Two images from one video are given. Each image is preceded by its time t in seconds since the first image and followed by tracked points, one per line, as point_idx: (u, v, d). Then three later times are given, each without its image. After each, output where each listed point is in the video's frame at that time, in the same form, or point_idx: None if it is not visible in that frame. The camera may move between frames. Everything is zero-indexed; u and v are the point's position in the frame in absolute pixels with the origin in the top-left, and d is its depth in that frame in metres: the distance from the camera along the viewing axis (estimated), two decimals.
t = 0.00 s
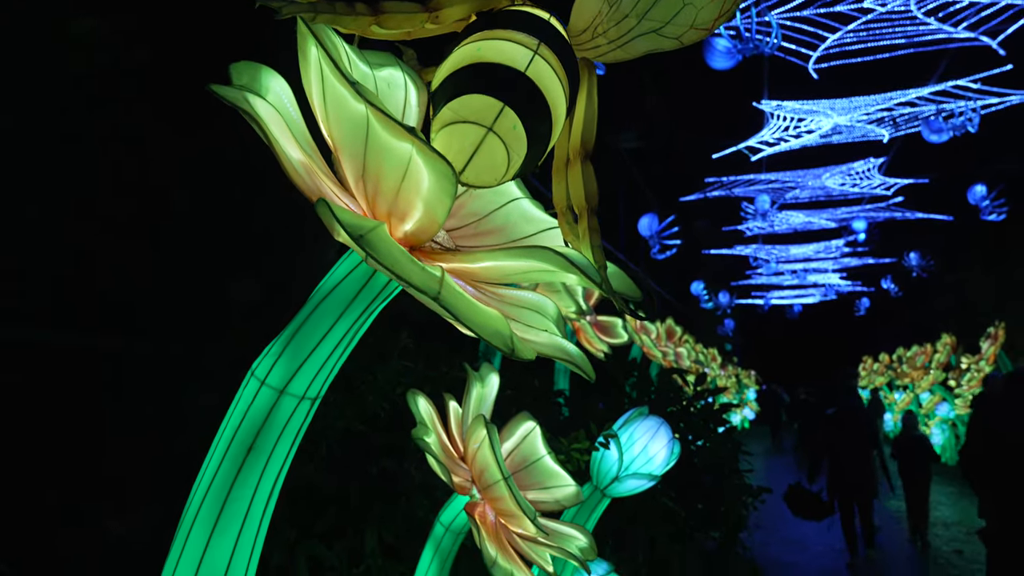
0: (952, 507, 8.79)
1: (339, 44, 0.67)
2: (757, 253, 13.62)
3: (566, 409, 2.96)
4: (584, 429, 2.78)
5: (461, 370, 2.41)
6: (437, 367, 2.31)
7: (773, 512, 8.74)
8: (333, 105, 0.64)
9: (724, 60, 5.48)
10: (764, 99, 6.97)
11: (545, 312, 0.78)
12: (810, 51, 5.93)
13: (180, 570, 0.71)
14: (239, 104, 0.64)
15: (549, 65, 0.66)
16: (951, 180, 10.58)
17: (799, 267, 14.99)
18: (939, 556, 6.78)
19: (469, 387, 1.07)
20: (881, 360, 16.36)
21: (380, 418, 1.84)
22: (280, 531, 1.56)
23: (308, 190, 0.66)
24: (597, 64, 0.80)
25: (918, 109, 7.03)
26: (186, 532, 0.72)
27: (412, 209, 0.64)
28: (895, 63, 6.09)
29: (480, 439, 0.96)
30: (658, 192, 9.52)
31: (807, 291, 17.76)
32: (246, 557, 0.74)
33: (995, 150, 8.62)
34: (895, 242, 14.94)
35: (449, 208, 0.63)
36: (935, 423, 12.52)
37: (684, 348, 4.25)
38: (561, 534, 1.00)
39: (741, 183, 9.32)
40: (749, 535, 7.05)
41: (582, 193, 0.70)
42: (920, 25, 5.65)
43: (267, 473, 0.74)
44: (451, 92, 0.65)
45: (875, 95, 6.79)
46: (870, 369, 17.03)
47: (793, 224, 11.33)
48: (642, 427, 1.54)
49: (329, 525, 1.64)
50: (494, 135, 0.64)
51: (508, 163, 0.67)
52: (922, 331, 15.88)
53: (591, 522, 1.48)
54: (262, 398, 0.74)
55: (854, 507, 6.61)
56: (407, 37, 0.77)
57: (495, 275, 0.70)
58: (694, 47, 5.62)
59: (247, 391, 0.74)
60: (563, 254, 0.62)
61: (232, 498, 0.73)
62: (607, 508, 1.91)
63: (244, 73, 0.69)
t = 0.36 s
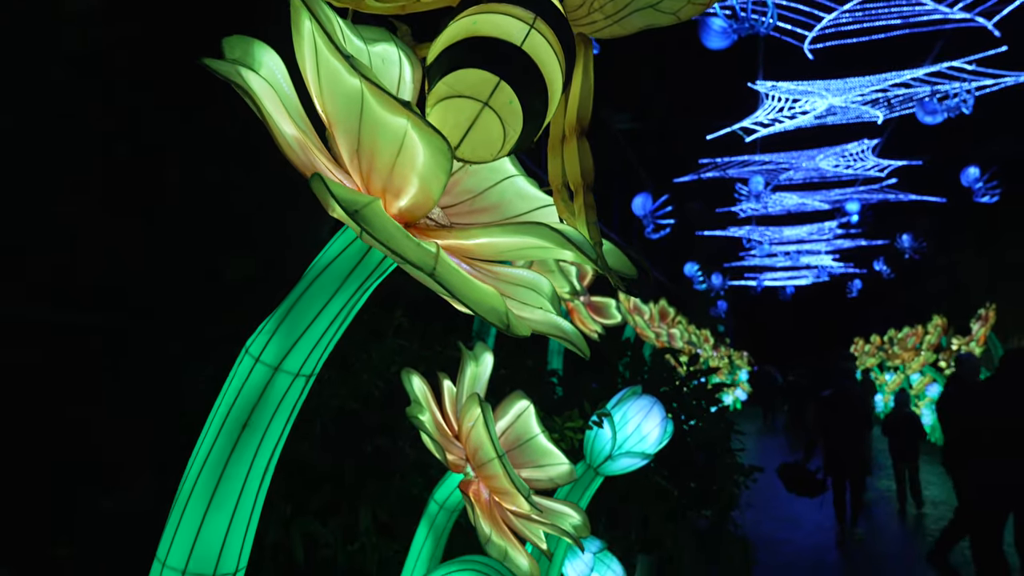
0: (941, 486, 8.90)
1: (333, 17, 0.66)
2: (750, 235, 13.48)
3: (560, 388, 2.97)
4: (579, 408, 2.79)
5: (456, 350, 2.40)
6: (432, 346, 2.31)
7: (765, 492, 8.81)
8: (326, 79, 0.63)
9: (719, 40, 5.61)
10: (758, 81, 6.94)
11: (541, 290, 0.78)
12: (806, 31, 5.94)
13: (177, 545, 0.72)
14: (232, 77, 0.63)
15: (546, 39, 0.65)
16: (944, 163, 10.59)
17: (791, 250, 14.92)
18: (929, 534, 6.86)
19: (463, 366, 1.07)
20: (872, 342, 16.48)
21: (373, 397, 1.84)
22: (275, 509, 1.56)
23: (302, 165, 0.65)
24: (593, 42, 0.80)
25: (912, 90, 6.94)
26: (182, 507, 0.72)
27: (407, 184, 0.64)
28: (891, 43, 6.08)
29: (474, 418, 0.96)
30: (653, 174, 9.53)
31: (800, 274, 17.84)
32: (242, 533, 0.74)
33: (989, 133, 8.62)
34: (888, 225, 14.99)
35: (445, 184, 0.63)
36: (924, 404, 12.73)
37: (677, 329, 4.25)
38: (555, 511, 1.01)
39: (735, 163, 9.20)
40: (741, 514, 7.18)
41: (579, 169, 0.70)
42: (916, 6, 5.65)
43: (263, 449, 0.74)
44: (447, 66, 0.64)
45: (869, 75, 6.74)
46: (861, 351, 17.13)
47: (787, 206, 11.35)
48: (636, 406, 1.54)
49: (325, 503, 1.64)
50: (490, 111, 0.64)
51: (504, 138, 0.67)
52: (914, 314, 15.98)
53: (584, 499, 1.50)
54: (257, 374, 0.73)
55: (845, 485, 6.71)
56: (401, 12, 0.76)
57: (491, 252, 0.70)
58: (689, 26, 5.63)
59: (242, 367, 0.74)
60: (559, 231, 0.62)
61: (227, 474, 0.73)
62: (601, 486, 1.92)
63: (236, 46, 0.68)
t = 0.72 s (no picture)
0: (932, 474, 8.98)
1: None
2: (746, 224, 13.18)
3: (553, 375, 2.97)
4: (573, 394, 2.79)
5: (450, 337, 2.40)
6: (426, 332, 2.30)
7: (759, 479, 8.86)
8: (321, 62, 0.63)
9: (716, 27, 5.64)
10: (754, 68, 6.89)
11: (536, 274, 0.77)
12: (803, 19, 5.89)
13: (171, 529, 0.72)
14: (226, 60, 0.62)
15: (541, 22, 0.63)
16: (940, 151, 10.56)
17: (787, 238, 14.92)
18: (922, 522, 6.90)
19: (457, 352, 1.07)
20: (866, 330, 16.55)
21: (366, 381, 1.84)
22: (269, 494, 1.55)
23: (297, 149, 0.65)
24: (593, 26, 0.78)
25: (909, 79, 6.64)
26: (177, 491, 0.72)
27: (403, 167, 0.63)
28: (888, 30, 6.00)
29: (469, 403, 0.96)
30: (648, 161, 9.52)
31: (795, 263, 17.87)
32: (236, 517, 0.74)
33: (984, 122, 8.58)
34: (882, 213, 15.02)
35: (441, 167, 0.62)
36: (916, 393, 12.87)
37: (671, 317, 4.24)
38: (549, 497, 1.01)
39: (731, 151, 8.99)
40: (733, 501, 7.33)
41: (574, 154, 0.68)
42: None
43: (257, 434, 0.74)
44: (443, 50, 0.64)
45: (865, 66, 6.48)
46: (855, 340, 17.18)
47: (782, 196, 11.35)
48: (629, 393, 1.54)
49: (319, 488, 1.64)
50: (487, 93, 0.64)
51: (500, 122, 0.66)
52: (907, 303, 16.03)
53: (577, 486, 1.51)
54: (252, 358, 0.73)
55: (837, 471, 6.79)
56: None
57: (486, 236, 0.70)
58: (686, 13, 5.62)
59: (237, 350, 0.74)
60: (554, 215, 0.62)
61: (222, 458, 0.73)
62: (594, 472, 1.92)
63: (230, 28, 0.67)
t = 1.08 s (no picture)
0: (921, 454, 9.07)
1: None
2: (739, 207, 13.19)
3: (547, 354, 2.98)
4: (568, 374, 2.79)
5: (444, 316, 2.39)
6: (419, 311, 2.31)
7: (750, 459, 8.95)
8: (313, 35, 0.62)
9: (712, 7, 5.62)
10: (749, 49, 6.83)
11: (530, 252, 0.77)
12: None
13: (164, 504, 0.72)
14: (218, 32, 0.62)
15: None
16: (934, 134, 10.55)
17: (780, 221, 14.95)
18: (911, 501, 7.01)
19: (450, 331, 1.07)
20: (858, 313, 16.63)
21: (359, 360, 1.84)
22: (262, 471, 1.55)
23: (289, 123, 0.64)
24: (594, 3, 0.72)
25: (904, 60, 6.56)
26: (170, 466, 0.72)
27: (395, 142, 0.63)
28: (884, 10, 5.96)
29: (462, 381, 0.96)
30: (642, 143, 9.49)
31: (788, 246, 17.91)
32: (230, 491, 0.74)
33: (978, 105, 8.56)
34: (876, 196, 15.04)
35: (434, 142, 0.62)
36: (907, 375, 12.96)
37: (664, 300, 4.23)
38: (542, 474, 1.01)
39: (726, 133, 8.90)
40: (724, 480, 7.40)
41: (566, 129, 0.68)
42: None
43: (249, 410, 0.74)
44: (437, 23, 0.64)
45: (860, 47, 6.44)
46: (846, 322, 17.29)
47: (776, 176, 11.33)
48: (622, 372, 1.54)
49: (312, 466, 1.64)
50: (480, 67, 0.63)
51: (493, 98, 0.65)
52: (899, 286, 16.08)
53: (570, 463, 1.53)
54: (244, 334, 0.73)
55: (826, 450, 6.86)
56: None
57: (479, 211, 0.70)
58: None
59: (229, 326, 0.73)
60: (548, 190, 0.62)
61: (214, 434, 0.73)
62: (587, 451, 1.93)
63: None
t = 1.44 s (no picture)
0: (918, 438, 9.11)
1: None
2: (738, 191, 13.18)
3: (545, 336, 2.98)
4: (566, 356, 2.79)
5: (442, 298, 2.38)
6: (418, 293, 2.31)
7: (747, 442, 8.99)
8: (311, 10, 0.61)
9: None
10: (749, 32, 6.77)
11: (529, 232, 0.76)
12: None
13: (163, 483, 0.72)
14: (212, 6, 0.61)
15: None
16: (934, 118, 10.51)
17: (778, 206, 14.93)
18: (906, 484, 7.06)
19: (449, 312, 1.07)
20: (856, 298, 16.65)
21: (358, 342, 1.84)
22: (261, 452, 1.56)
23: (287, 99, 0.63)
24: None
25: (905, 43, 6.52)
26: (168, 445, 0.72)
27: (394, 119, 0.62)
28: None
29: (460, 362, 0.96)
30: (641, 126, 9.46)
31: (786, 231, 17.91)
32: (228, 471, 0.74)
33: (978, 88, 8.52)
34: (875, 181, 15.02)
35: (433, 119, 0.61)
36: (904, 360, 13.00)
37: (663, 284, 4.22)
38: (540, 455, 1.01)
39: (724, 117, 8.84)
40: (721, 463, 7.44)
41: (566, 106, 0.68)
42: None
43: (247, 390, 0.74)
44: None
45: (862, 30, 6.44)
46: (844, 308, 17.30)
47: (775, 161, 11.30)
48: (620, 354, 1.54)
49: (310, 447, 1.64)
50: (479, 43, 0.62)
51: (493, 74, 0.64)
52: (897, 271, 16.09)
53: (568, 445, 1.54)
54: (242, 313, 0.73)
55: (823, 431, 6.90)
56: None
57: (478, 190, 0.69)
58: None
59: (227, 305, 0.73)
60: (549, 168, 0.61)
61: (212, 414, 0.72)
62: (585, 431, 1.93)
63: None
